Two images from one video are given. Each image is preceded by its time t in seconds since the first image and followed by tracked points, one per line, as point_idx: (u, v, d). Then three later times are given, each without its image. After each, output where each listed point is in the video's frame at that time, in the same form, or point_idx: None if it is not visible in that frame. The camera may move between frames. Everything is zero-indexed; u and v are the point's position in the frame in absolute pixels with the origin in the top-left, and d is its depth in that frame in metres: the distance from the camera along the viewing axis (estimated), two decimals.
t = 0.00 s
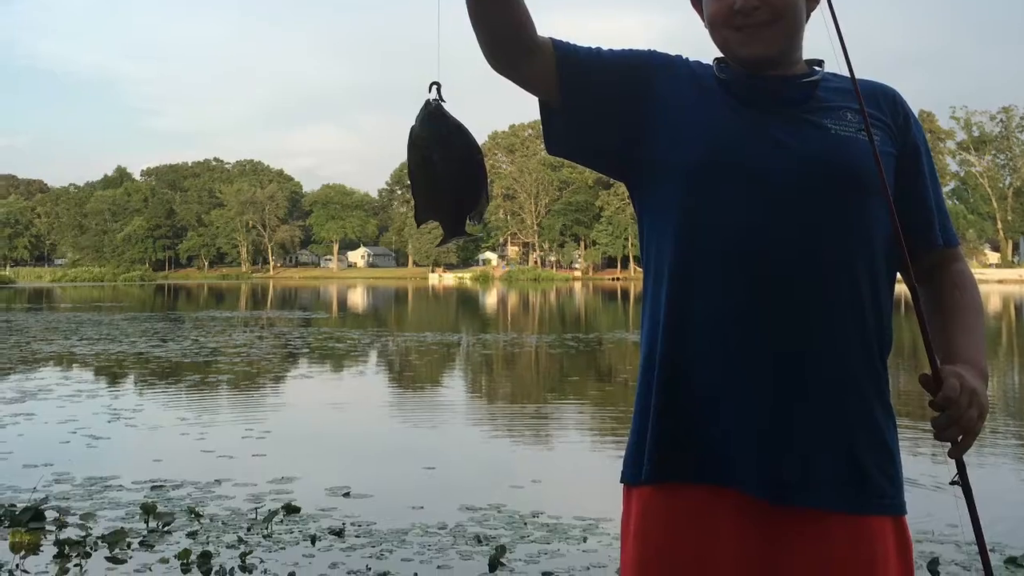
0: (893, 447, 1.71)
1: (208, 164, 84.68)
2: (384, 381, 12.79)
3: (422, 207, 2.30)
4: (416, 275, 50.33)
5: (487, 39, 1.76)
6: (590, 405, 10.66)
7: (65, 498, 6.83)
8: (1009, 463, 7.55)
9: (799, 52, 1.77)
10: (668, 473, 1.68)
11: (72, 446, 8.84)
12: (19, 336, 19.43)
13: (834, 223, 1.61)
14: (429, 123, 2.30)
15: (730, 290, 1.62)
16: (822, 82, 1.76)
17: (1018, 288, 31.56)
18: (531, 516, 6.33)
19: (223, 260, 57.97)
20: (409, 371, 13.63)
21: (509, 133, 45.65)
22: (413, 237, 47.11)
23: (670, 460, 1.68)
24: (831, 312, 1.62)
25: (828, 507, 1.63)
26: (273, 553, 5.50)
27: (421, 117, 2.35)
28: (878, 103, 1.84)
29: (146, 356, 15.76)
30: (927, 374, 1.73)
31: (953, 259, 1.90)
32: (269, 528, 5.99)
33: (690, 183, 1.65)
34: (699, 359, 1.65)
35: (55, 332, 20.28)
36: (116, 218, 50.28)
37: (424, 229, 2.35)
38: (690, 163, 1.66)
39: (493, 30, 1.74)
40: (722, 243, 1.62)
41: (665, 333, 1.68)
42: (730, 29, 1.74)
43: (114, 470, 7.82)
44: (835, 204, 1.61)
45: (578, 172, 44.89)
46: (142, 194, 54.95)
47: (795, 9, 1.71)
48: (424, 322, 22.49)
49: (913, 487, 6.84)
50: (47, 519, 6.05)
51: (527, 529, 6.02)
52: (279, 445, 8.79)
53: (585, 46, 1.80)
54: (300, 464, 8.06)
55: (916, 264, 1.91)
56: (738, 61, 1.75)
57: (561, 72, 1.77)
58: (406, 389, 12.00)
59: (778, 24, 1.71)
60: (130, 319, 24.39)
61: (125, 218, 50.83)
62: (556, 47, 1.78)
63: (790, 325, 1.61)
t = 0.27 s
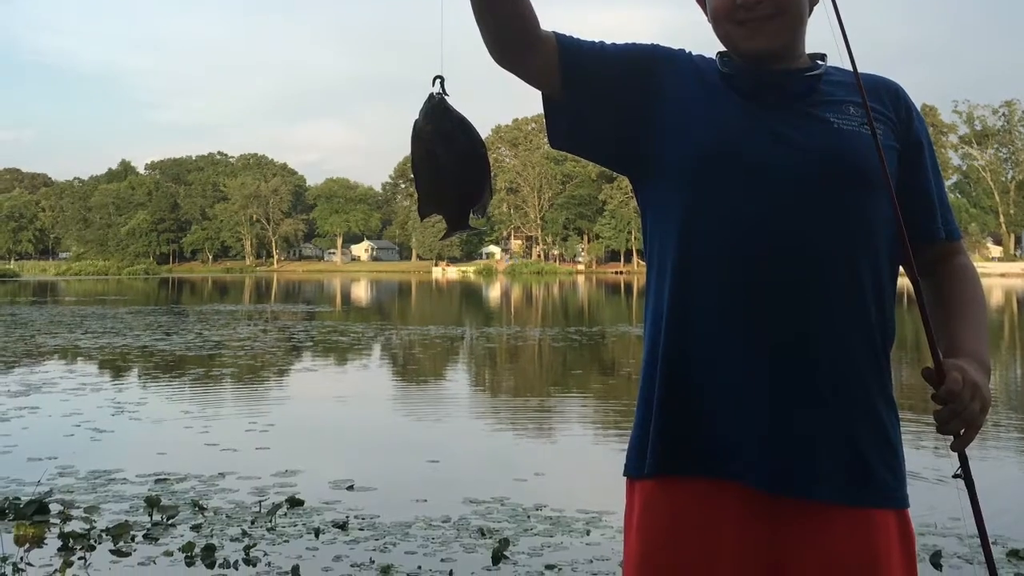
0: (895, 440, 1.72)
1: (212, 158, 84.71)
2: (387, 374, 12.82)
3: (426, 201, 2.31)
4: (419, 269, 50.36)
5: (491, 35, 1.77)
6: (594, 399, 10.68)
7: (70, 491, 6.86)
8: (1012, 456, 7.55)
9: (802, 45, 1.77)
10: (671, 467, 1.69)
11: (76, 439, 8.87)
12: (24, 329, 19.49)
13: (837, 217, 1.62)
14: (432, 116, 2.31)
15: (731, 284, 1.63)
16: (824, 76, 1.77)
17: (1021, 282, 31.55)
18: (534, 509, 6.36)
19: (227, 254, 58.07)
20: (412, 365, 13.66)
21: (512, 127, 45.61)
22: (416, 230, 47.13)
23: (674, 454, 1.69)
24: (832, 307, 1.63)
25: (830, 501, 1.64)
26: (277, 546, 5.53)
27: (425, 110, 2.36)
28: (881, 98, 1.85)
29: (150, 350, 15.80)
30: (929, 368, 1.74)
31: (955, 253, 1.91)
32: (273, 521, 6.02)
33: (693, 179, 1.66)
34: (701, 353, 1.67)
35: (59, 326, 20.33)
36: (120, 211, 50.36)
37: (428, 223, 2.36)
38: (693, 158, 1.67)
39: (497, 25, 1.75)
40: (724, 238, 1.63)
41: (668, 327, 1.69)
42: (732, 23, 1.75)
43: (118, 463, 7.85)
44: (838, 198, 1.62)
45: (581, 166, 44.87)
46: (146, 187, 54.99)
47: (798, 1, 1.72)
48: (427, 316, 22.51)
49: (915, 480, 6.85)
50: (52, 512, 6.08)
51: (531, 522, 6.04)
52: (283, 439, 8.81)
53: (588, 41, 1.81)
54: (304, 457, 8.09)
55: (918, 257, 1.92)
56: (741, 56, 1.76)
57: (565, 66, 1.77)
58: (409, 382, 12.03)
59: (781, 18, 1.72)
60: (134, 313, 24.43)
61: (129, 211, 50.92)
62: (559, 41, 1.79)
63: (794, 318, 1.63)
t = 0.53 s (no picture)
0: (897, 433, 1.73)
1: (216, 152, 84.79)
2: (391, 367, 12.85)
3: (430, 194, 2.32)
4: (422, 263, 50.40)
5: (494, 31, 1.78)
6: (597, 392, 10.70)
7: (74, 484, 6.90)
8: (1014, 450, 7.56)
9: (805, 39, 1.78)
10: (673, 460, 1.71)
11: (81, 432, 8.91)
12: (28, 323, 19.55)
13: (840, 212, 1.63)
14: (435, 110, 2.32)
15: (734, 278, 1.64)
16: (828, 70, 1.78)
17: None
18: (538, 502, 6.38)
19: (231, 247, 58.18)
20: (416, 358, 13.69)
21: (516, 120, 45.58)
22: (420, 224, 47.17)
23: (676, 448, 1.71)
24: (834, 301, 1.64)
25: (833, 495, 1.66)
26: (281, 539, 5.56)
27: (428, 104, 2.37)
28: (884, 92, 1.86)
29: (154, 343, 15.85)
30: (932, 361, 1.75)
31: (958, 246, 1.92)
32: (277, 514, 6.05)
33: (695, 174, 1.68)
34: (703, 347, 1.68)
35: (64, 319, 20.41)
36: (125, 205, 50.49)
37: (432, 216, 2.37)
38: (696, 153, 1.68)
39: (501, 19, 1.76)
40: (726, 232, 1.64)
41: (671, 321, 1.70)
42: (735, 18, 1.76)
43: (123, 456, 7.89)
44: (841, 193, 1.63)
45: (584, 160, 44.85)
46: (150, 181, 55.08)
47: None
48: (431, 309, 22.54)
49: (917, 473, 6.87)
50: (57, 505, 6.12)
51: (534, 515, 6.06)
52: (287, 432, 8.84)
53: (592, 35, 1.82)
54: (308, 450, 8.12)
55: (921, 251, 1.93)
56: (744, 50, 1.77)
57: (569, 60, 1.78)
58: (412, 376, 12.05)
59: (785, 11, 1.73)
60: (138, 306, 24.50)
61: (133, 205, 51.02)
62: (563, 36, 1.80)
63: (795, 313, 1.64)
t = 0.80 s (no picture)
0: (900, 423, 1.75)
1: (220, 146, 84.78)
2: (395, 360, 12.88)
3: (433, 188, 2.33)
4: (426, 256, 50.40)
5: (497, 25, 1.79)
6: (600, 385, 10.72)
7: (78, 477, 6.93)
8: (1017, 443, 7.57)
9: (807, 33, 1.79)
10: (676, 451, 1.72)
11: (85, 425, 8.95)
12: (33, 316, 19.60)
13: (841, 204, 1.64)
14: (439, 101, 2.33)
15: (737, 269, 1.66)
16: (830, 64, 1.79)
17: None
18: (541, 495, 6.41)
19: (235, 241, 58.28)
20: (420, 351, 13.72)
21: (519, 114, 45.55)
22: (423, 218, 47.18)
23: (678, 440, 1.72)
24: (836, 294, 1.66)
25: (835, 487, 1.67)
26: (285, 532, 5.59)
27: (432, 97, 2.38)
28: (887, 86, 1.87)
29: (158, 336, 15.87)
30: (935, 354, 1.76)
31: (961, 239, 1.93)
32: (281, 507, 6.08)
33: (698, 163, 1.69)
34: (705, 336, 1.70)
35: (68, 313, 20.49)
36: (129, 199, 50.59)
37: (435, 208, 2.38)
38: (699, 143, 1.70)
39: (504, 10, 1.77)
40: (729, 223, 1.65)
41: (674, 312, 1.72)
42: (738, 10, 1.76)
43: (127, 450, 7.92)
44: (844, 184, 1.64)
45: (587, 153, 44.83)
46: (154, 175, 55.11)
47: None
48: (434, 303, 22.56)
49: (920, 466, 6.88)
50: (61, 498, 6.15)
51: (537, 508, 6.09)
52: (291, 425, 8.86)
53: (594, 28, 1.83)
54: (313, 443, 8.15)
55: (922, 245, 1.95)
56: (747, 43, 1.78)
57: (571, 52, 1.80)
58: (416, 369, 12.08)
59: (788, 5, 1.74)
60: (142, 300, 24.51)
61: (136, 199, 51.07)
62: (565, 29, 1.81)
63: (797, 306, 1.65)
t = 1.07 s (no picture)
0: (902, 416, 1.76)
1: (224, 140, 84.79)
2: (399, 354, 12.93)
3: (436, 182, 2.34)
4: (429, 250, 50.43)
5: (501, 20, 1.80)
6: (603, 378, 10.75)
7: (82, 470, 6.97)
8: (1019, 436, 7.59)
9: (811, 27, 1.80)
10: (678, 444, 1.74)
11: (89, 419, 8.99)
12: (38, 310, 19.66)
13: (844, 197, 1.65)
14: (442, 95, 2.35)
15: (741, 263, 1.67)
16: (833, 57, 1.80)
17: None
18: (544, 488, 6.44)
19: (239, 235, 58.34)
20: (424, 345, 13.75)
21: (522, 107, 45.52)
22: (427, 211, 47.20)
23: (682, 432, 1.74)
24: (838, 287, 1.67)
25: (837, 480, 1.68)
26: (289, 525, 5.62)
27: (435, 92, 2.39)
28: (890, 80, 1.88)
29: (162, 330, 15.92)
30: (937, 348, 1.77)
31: (962, 234, 1.94)
32: (285, 500, 6.12)
33: (702, 157, 1.70)
34: (708, 330, 1.71)
35: (73, 306, 20.55)
36: (133, 192, 50.66)
37: (438, 202, 2.40)
38: (702, 137, 1.71)
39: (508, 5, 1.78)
40: (732, 216, 1.67)
41: (677, 306, 1.73)
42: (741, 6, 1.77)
43: (132, 443, 7.96)
44: (845, 177, 1.66)
45: (591, 147, 44.80)
46: (158, 168, 55.15)
47: None
48: (438, 296, 22.56)
49: (922, 459, 6.90)
50: (65, 491, 6.19)
51: (541, 501, 6.12)
52: (295, 419, 8.88)
53: (598, 23, 1.84)
54: (318, 437, 8.19)
55: (925, 239, 1.96)
56: (749, 38, 1.79)
57: (575, 46, 1.81)
58: (420, 362, 12.12)
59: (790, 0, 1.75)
60: (147, 293, 24.57)
61: (141, 192, 51.13)
62: (569, 23, 1.82)
63: (800, 299, 1.67)
